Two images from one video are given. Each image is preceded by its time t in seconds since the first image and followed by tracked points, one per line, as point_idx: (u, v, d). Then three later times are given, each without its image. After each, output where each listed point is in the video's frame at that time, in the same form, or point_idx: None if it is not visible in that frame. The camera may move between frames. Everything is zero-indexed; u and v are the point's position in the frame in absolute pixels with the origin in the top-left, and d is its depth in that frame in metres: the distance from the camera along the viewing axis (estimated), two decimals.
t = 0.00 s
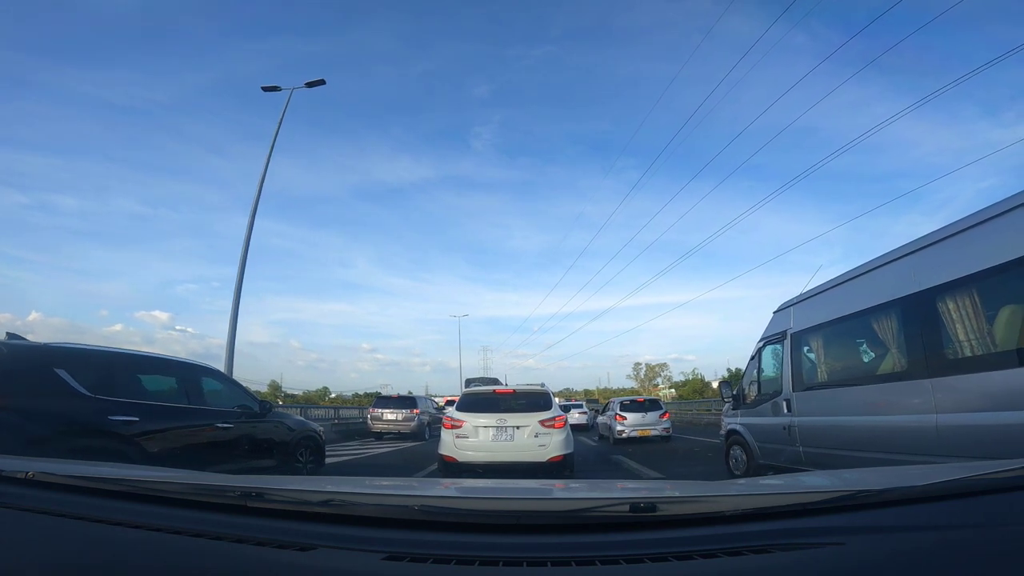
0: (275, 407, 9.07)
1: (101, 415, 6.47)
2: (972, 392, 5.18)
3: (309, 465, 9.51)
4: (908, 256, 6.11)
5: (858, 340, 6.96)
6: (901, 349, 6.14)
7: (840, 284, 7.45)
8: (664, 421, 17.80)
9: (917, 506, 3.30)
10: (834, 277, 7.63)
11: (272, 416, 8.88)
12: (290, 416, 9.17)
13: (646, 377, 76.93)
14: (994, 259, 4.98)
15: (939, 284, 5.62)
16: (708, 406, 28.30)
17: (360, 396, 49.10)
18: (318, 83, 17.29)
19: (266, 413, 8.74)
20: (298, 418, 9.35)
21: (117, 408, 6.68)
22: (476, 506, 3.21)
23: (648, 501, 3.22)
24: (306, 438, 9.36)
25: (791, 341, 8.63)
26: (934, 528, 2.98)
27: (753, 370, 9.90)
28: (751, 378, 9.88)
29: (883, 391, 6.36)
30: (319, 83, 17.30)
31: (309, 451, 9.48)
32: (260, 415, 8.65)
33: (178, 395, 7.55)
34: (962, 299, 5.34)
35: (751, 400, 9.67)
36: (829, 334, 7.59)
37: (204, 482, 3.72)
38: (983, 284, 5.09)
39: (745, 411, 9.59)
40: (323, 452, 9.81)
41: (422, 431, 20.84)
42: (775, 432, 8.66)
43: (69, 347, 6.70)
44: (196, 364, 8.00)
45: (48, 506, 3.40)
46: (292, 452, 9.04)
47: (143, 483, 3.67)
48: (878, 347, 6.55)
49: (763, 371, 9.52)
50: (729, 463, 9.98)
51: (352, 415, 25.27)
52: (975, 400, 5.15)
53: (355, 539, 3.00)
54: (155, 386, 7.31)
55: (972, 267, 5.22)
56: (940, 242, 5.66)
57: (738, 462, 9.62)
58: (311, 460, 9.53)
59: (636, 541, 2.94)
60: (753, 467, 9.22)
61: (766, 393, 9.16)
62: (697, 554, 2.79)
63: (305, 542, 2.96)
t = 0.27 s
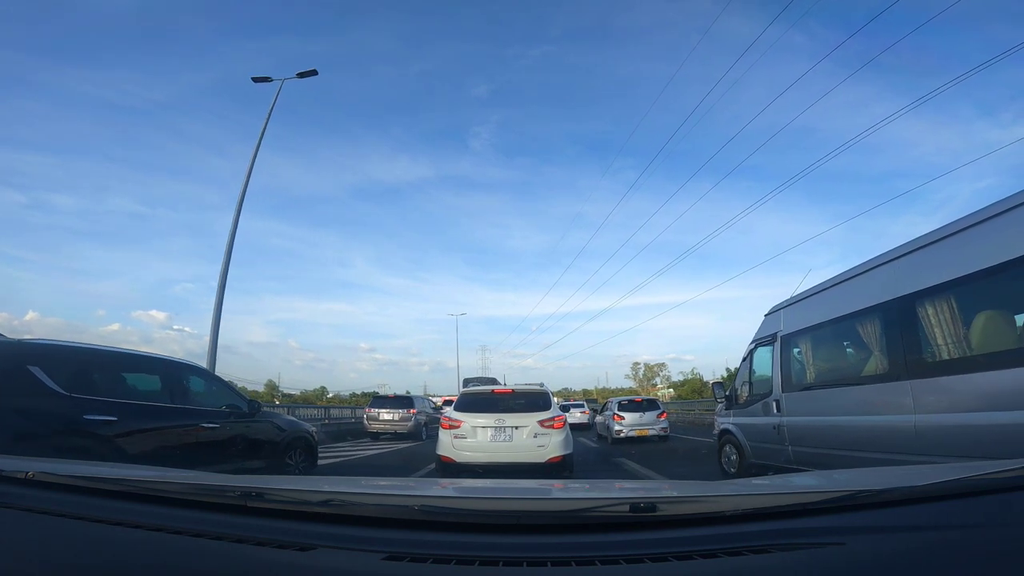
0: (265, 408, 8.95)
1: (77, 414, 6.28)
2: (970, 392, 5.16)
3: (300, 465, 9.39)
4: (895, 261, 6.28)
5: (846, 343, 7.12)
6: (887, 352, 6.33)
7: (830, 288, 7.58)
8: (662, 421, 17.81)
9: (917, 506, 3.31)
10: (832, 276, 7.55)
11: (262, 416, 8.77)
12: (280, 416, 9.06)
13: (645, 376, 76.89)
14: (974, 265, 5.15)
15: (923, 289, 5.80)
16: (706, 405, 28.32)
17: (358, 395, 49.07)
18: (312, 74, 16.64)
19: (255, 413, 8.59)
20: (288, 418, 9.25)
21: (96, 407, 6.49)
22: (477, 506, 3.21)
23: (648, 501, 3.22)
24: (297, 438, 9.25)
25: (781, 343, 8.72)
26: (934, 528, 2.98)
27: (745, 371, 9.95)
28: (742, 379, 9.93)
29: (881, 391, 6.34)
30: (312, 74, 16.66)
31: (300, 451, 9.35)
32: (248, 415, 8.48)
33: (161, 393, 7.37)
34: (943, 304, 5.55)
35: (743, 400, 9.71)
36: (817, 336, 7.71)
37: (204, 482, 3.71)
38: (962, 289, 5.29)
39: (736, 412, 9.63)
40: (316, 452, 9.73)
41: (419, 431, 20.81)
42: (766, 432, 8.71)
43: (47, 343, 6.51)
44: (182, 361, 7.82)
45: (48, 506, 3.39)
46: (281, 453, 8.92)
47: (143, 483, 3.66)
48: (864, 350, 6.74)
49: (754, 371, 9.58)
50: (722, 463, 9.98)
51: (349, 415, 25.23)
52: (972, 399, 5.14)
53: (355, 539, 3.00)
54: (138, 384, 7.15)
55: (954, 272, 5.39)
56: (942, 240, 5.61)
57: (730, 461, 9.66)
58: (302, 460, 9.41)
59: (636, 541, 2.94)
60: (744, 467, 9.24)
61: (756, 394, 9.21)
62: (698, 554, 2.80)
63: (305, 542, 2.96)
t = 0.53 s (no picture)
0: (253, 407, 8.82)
1: (52, 413, 6.09)
2: (968, 392, 5.13)
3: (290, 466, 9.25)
4: (876, 268, 6.53)
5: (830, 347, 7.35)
6: (866, 357, 6.57)
7: (815, 293, 7.79)
8: (659, 421, 17.83)
9: (916, 506, 3.32)
10: (830, 276, 7.51)
11: (251, 416, 8.64)
12: (269, 416, 8.94)
13: (643, 377, 76.93)
14: (950, 273, 5.40)
15: (901, 295, 6.06)
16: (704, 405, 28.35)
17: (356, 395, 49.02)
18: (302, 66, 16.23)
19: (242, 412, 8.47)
20: (278, 418, 9.12)
21: (73, 406, 6.32)
22: (477, 506, 3.21)
23: (648, 501, 3.22)
24: (287, 439, 9.11)
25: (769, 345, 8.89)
26: (934, 528, 2.98)
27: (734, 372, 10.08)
28: (731, 380, 10.05)
29: (877, 391, 6.31)
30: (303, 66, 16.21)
31: (289, 452, 9.20)
32: (234, 415, 8.32)
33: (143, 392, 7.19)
34: (917, 311, 5.82)
35: (732, 401, 9.85)
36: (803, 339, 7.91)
37: (204, 482, 3.71)
38: (938, 296, 5.55)
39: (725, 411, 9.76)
40: (307, 453, 9.59)
41: (416, 431, 20.79)
42: (753, 432, 8.88)
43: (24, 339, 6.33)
44: (168, 359, 7.66)
45: (48, 506, 3.39)
46: (270, 453, 8.77)
47: (144, 483, 3.66)
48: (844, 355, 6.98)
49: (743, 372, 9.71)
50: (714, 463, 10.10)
51: (345, 416, 25.21)
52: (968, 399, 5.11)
53: (355, 539, 3.00)
54: (120, 383, 6.98)
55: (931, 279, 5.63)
56: (939, 239, 5.58)
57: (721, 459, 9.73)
58: (292, 462, 9.26)
59: (636, 541, 2.94)
60: (734, 467, 9.33)
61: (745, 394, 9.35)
62: (698, 554, 2.80)
63: (305, 542, 2.96)
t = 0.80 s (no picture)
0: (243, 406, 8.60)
1: (26, 410, 5.88)
2: (965, 391, 5.10)
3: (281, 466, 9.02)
4: (853, 275, 6.86)
5: (811, 350, 7.68)
6: (844, 360, 6.91)
7: (799, 298, 8.11)
8: (657, 420, 17.84)
9: (916, 506, 3.32)
10: (827, 277, 7.50)
11: (241, 416, 8.44)
12: (259, 415, 8.71)
13: (641, 376, 76.99)
14: (920, 282, 5.73)
15: (876, 302, 6.40)
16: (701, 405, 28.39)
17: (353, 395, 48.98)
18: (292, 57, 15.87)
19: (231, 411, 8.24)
20: (268, 418, 8.90)
21: (50, 403, 6.12)
22: (476, 506, 3.21)
23: (648, 501, 3.23)
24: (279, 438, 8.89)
25: (756, 348, 9.20)
26: (934, 528, 2.99)
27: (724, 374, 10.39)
28: (721, 381, 10.35)
29: (874, 391, 6.31)
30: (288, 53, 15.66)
31: (282, 452, 8.97)
32: (223, 413, 8.11)
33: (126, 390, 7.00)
34: (890, 317, 6.17)
35: (721, 402, 10.16)
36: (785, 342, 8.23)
37: (204, 482, 3.70)
38: (908, 304, 5.89)
39: (714, 412, 10.05)
40: (299, 453, 9.35)
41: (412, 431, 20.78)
42: (740, 431, 9.20)
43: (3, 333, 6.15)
44: (154, 357, 7.47)
45: (48, 506, 3.38)
46: (260, 453, 8.55)
47: (143, 483, 3.65)
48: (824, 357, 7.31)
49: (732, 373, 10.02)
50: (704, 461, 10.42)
51: (341, 416, 25.19)
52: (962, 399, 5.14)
53: (355, 539, 2.99)
54: (103, 380, 6.79)
55: (903, 287, 5.97)
56: (938, 237, 5.53)
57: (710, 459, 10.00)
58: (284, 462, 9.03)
59: (636, 541, 2.95)
60: (722, 465, 9.61)
61: (734, 394, 9.65)
62: (698, 554, 2.80)
63: (305, 542, 2.95)
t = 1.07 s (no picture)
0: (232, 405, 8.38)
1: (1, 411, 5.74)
2: (960, 390, 5.08)
3: (272, 466, 8.79)
4: (829, 283, 7.21)
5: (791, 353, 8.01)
6: (820, 362, 7.25)
7: (780, 303, 8.44)
8: (653, 421, 17.86)
9: (916, 506, 3.33)
10: (820, 278, 7.45)
11: (229, 416, 8.19)
12: (248, 415, 8.48)
13: (639, 376, 77.02)
14: (888, 290, 6.08)
15: (848, 308, 6.75)
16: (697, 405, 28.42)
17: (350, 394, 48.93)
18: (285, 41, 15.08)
19: (218, 411, 8.02)
20: (259, 417, 8.67)
21: (26, 404, 5.97)
22: (476, 506, 3.21)
23: (648, 501, 3.23)
24: (269, 439, 8.65)
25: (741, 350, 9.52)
26: (934, 528, 3.00)
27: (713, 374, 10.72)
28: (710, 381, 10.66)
29: (868, 391, 6.27)
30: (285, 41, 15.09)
31: (271, 453, 8.74)
32: (210, 413, 7.90)
33: (109, 389, 6.84)
34: (861, 323, 6.52)
35: (708, 401, 10.49)
36: (767, 346, 8.58)
37: (204, 482, 3.70)
38: (877, 310, 6.25)
39: (701, 411, 10.35)
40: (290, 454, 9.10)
41: (409, 430, 20.75)
42: (725, 430, 9.52)
43: None
44: (140, 354, 7.28)
45: (48, 506, 3.37)
46: (250, 453, 8.32)
47: (143, 483, 3.65)
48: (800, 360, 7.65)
49: (721, 374, 10.35)
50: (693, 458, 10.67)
51: (338, 416, 25.16)
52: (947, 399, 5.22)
53: (355, 539, 2.99)
54: (84, 379, 6.63)
55: (873, 295, 6.32)
56: (933, 237, 5.51)
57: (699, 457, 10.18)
58: (274, 462, 8.79)
59: (636, 541, 2.95)
60: (710, 463, 9.89)
61: (720, 394, 9.96)
62: (698, 554, 2.80)
63: (305, 542, 2.95)
